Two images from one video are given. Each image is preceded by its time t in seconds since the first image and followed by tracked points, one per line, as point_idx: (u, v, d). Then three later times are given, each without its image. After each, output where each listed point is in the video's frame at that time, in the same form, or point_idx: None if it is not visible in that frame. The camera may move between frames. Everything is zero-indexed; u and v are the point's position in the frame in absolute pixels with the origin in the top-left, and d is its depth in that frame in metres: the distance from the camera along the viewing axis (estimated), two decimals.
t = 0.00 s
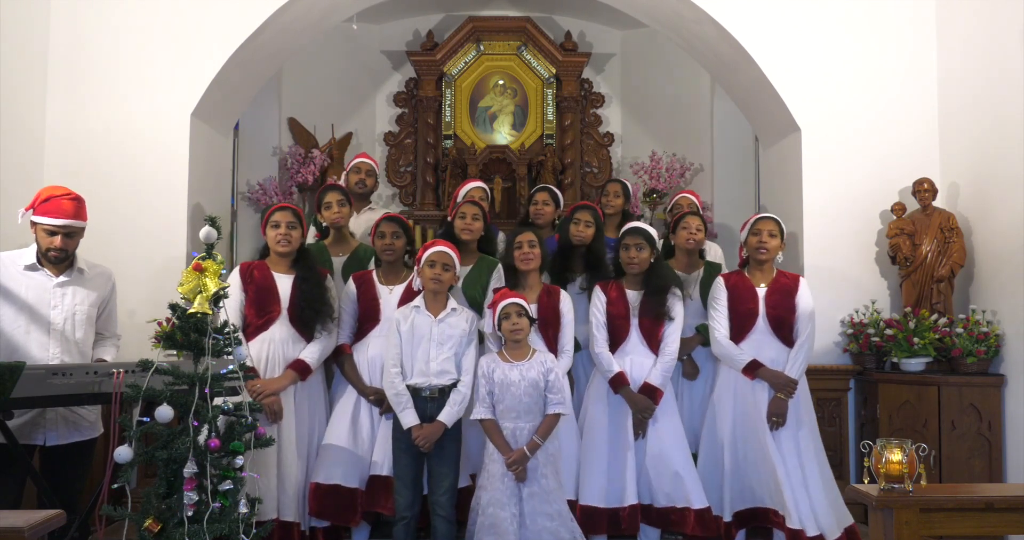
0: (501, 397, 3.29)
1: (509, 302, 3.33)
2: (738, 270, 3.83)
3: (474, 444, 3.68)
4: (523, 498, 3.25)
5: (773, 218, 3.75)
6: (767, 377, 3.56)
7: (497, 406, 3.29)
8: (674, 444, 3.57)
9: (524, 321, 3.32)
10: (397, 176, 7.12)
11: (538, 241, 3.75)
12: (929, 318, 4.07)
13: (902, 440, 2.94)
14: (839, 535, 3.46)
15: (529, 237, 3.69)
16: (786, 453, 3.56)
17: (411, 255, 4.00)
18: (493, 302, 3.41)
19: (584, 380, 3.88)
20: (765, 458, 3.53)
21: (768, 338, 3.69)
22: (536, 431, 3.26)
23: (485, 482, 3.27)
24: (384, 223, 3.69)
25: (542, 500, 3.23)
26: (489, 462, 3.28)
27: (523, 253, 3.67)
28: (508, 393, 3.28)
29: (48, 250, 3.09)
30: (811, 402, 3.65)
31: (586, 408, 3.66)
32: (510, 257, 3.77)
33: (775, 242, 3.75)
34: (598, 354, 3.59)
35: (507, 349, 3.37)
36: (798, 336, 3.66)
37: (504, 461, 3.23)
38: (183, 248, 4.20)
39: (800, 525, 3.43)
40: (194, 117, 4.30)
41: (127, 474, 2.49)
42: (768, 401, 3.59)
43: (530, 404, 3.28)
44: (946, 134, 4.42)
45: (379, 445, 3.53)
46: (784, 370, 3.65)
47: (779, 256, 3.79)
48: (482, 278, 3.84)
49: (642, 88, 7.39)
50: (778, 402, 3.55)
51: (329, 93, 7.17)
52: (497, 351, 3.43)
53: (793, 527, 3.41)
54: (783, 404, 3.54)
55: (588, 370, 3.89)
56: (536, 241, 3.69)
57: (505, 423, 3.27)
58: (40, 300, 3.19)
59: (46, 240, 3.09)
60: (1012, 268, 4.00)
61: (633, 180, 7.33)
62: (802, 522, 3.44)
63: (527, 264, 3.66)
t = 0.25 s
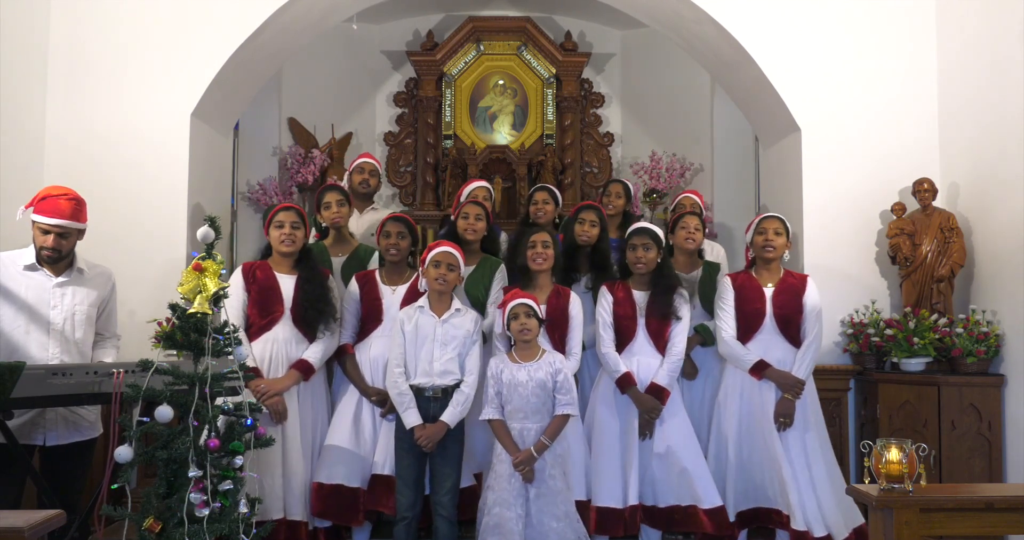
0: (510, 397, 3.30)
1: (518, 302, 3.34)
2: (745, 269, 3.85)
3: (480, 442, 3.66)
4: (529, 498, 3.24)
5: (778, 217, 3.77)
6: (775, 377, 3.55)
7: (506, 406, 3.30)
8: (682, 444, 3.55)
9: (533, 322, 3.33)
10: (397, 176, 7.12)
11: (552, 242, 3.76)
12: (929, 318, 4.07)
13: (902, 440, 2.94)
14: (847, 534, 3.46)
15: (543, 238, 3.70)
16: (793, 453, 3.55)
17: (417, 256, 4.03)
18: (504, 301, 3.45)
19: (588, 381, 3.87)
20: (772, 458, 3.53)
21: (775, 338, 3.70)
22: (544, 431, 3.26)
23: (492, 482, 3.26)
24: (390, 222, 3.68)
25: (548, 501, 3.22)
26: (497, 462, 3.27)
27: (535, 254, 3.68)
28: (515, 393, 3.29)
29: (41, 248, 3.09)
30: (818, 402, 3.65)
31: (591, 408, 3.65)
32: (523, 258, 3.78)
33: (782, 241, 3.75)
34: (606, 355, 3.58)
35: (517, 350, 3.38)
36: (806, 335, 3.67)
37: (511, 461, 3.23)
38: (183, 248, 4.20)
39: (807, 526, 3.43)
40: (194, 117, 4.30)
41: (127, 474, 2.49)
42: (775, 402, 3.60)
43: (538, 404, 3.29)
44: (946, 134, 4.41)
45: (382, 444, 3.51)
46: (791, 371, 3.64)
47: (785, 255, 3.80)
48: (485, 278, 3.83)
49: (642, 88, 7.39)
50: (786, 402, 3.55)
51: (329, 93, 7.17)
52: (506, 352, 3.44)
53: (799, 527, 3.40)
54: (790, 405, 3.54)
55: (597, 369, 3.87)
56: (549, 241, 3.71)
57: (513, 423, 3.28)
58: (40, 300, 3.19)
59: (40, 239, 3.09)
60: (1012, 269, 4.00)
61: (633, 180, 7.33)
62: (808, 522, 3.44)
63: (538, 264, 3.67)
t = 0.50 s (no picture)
0: (513, 398, 3.30)
1: (524, 301, 3.35)
2: (744, 270, 3.85)
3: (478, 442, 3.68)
4: (531, 498, 3.25)
5: (774, 217, 3.77)
6: (774, 378, 3.56)
7: (509, 407, 3.30)
8: (681, 445, 3.58)
9: (538, 322, 3.33)
10: (397, 176, 7.12)
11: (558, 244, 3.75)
12: (929, 318, 4.07)
13: (901, 440, 2.94)
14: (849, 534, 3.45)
15: (549, 240, 3.70)
16: (794, 452, 3.54)
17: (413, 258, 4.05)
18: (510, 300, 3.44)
19: (587, 382, 3.85)
20: (773, 458, 3.53)
21: (776, 339, 3.70)
22: (547, 432, 3.26)
23: (494, 482, 3.27)
24: (396, 221, 3.72)
25: (551, 502, 3.22)
26: (499, 463, 3.28)
27: (540, 255, 3.67)
28: (519, 394, 3.29)
29: (44, 249, 3.09)
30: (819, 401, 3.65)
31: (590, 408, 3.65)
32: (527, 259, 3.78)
33: (779, 239, 3.75)
34: (608, 357, 3.57)
35: (521, 350, 3.39)
36: (805, 335, 3.67)
37: (514, 462, 3.23)
38: (183, 248, 4.20)
39: (809, 525, 3.41)
40: (194, 117, 4.30)
41: (127, 474, 2.49)
42: (775, 402, 3.60)
43: (540, 405, 3.29)
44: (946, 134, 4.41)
45: (379, 445, 3.50)
46: (791, 371, 3.64)
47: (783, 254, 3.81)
48: (483, 277, 3.84)
49: (642, 88, 7.39)
50: (786, 402, 3.54)
51: (329, 93, 7.17)
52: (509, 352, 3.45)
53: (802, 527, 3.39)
54: (789, 405, 3.54)
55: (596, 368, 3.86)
56: (555, 242, 3.71)
57: (516, 423, 3.28)
58: (40, 300, 3.19)
59: (43, 240, 3.09)
60: (1012, 269, 4.00)
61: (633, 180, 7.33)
62: (810, 522, 3.42)
63: (544, 266, 3.67)
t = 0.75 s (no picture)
0: (509, 397, 3.30)
1: (523, 301, 3.34)
2: (734, 272, 3.85)
3: (472, 442, 3.69)
4: (528, 499, 3.25)
5: (760, 218, 3.76)
6: (765, 377, 3.57)
7: (506, 406, 3.30)
8: (676, 443, 3.58)
9: (537, 322, 3.33)
10: (397, 177, 7.12)
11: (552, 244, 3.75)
12: (929, 318, 4.07)
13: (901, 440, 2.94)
14: (846, 533, 3.45)
15: (543, 240, 3.69)
16: (787, 452, 3.54)
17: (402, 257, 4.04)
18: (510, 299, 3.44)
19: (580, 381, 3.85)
20: (767, 458, 3.53)
21: (767, 338, 3.70)
22: (543, 432, 3.26)
23: (492, 483, 3.26)
24: (387, 220, 3.73)
25: (548, 502, 3.23)
26: (496, 463, 3.27)
27: (533, 255, 3.67)
28: (516, 394, 3.29)
29: (49, 250, 3.10)
30: (813, 399, 3.65)
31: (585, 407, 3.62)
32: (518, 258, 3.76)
33: (767, 241, 3.75)
34: (603, 358, 3.56)
35: (518, 350, 3.39)
36: (797, 334, 3.67)
37: (510, 462, 3.22)
38: (183, 248, 4.20)
39: (802, 524, 3.40)
40: (194, 117, 4.30)
41: (127, 474, 2.50)
42: (767, 401, 3.59)
43: (537, 406, 3.29)
44: (946, 134, 4.41)
45: (375, 444, 3.52)
46: (782, 369, 3.65)
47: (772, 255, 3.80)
48: (474, 275, 3.85)
49: (642, 88, 7.39)
50: (777, 400, 3.54)
51: (328, 93, 7.17)
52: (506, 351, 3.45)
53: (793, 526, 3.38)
54: (781, 403, 3.53)
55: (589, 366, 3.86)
56: (549, 243, 3.70)
57: (512, 424, 3.28)
58: (40, 300, 3.20)
59: (47, 240, 3.10)
60: (1012, 269, 4.00)
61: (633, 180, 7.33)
62: (803, 521, 3.41)
63: (536, 266, 3.67)
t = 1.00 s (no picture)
0: (499, 398, 3.29)
1: (515, 301, 3.34)
2: (722, 273, 3.85)
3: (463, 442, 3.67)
4: (518, 498, 3.25)
5: (746, 218, 3.76)
6: (755, 376, 3.57)
7: (495, 406, 3.29)
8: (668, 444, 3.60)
9: (529, 321, 3.33)
10: (397, 177, 7.12)
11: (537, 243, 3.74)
12: (929, 318, 4.07)
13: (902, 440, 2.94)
14: (836, 533, 3.44)
15: (528, 240, 3.68)
16: (777, 451, 3.55)
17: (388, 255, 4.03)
18: (501, 298, 3.43)
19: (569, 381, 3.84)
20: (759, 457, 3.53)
21: (757, 338, 3.70)
22: (532, 432, 3.26)
23: (482, 483, 3.26)
24: (372, 220, 3.72)
25: (538, 501, 3.23)
26: (485, 464, 3.26)
27: (518, 256, 3.66)
28: (506, 395, 3.29)
29: (51, 250, 3.10)
30: (804, 398, 3.64)
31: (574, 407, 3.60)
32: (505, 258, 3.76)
33: (752, 241, 3.75)
34: (593, 359, 3.55)
35: (507, 349, 3.39)
36: (786, 333, 3.67)
37: (500, 462, 3.22)
38: (183, 248, 4.20)
39: (790, 524, 3.43)
40: (194, 117, 4.30)
41: (127, 474, 2.50)
42: (758, 400, 3.60)
43: (527, 406, 3.29)
44: (946, 134, 4.41)
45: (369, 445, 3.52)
46: (772, 368, 3.65)
47: (758, 255, 3.80)
48: (466, 273, 3.87)
49: (642, 88, 7.39)
50: (768, 399, 3.55)
51: (328, 93, 7.17)
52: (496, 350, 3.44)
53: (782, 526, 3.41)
54: (772, 402, 3.55)
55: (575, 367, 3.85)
56: (533, 243, 3.70)
57: (501, 424, 3.27)
58: (40, 299, 3.20)
59: (49, 240, 3.10)
60: (1012, 269, 4.00)
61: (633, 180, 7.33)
62: (791, 521, 3.44)
63: (522, 265, 3.66)
